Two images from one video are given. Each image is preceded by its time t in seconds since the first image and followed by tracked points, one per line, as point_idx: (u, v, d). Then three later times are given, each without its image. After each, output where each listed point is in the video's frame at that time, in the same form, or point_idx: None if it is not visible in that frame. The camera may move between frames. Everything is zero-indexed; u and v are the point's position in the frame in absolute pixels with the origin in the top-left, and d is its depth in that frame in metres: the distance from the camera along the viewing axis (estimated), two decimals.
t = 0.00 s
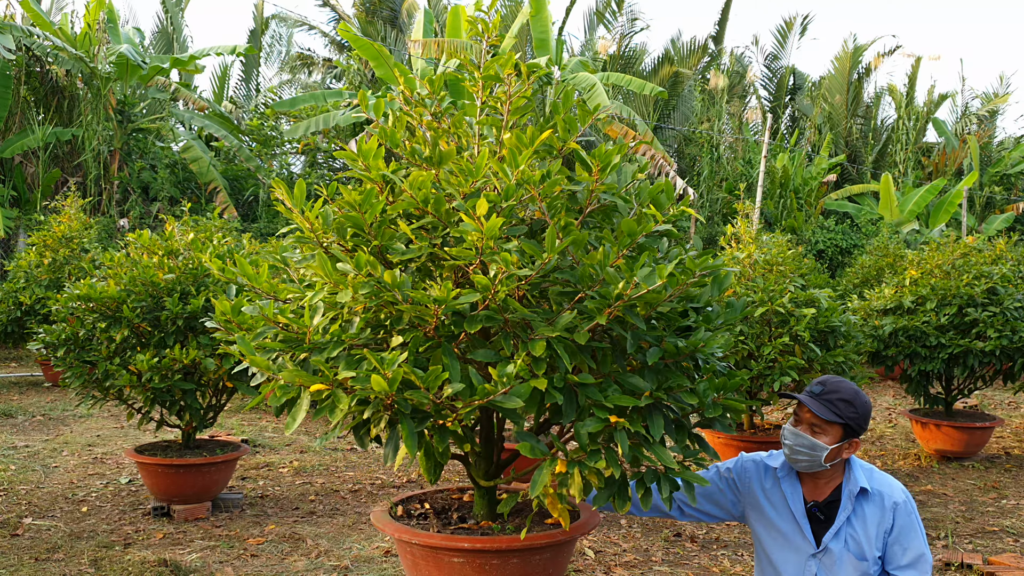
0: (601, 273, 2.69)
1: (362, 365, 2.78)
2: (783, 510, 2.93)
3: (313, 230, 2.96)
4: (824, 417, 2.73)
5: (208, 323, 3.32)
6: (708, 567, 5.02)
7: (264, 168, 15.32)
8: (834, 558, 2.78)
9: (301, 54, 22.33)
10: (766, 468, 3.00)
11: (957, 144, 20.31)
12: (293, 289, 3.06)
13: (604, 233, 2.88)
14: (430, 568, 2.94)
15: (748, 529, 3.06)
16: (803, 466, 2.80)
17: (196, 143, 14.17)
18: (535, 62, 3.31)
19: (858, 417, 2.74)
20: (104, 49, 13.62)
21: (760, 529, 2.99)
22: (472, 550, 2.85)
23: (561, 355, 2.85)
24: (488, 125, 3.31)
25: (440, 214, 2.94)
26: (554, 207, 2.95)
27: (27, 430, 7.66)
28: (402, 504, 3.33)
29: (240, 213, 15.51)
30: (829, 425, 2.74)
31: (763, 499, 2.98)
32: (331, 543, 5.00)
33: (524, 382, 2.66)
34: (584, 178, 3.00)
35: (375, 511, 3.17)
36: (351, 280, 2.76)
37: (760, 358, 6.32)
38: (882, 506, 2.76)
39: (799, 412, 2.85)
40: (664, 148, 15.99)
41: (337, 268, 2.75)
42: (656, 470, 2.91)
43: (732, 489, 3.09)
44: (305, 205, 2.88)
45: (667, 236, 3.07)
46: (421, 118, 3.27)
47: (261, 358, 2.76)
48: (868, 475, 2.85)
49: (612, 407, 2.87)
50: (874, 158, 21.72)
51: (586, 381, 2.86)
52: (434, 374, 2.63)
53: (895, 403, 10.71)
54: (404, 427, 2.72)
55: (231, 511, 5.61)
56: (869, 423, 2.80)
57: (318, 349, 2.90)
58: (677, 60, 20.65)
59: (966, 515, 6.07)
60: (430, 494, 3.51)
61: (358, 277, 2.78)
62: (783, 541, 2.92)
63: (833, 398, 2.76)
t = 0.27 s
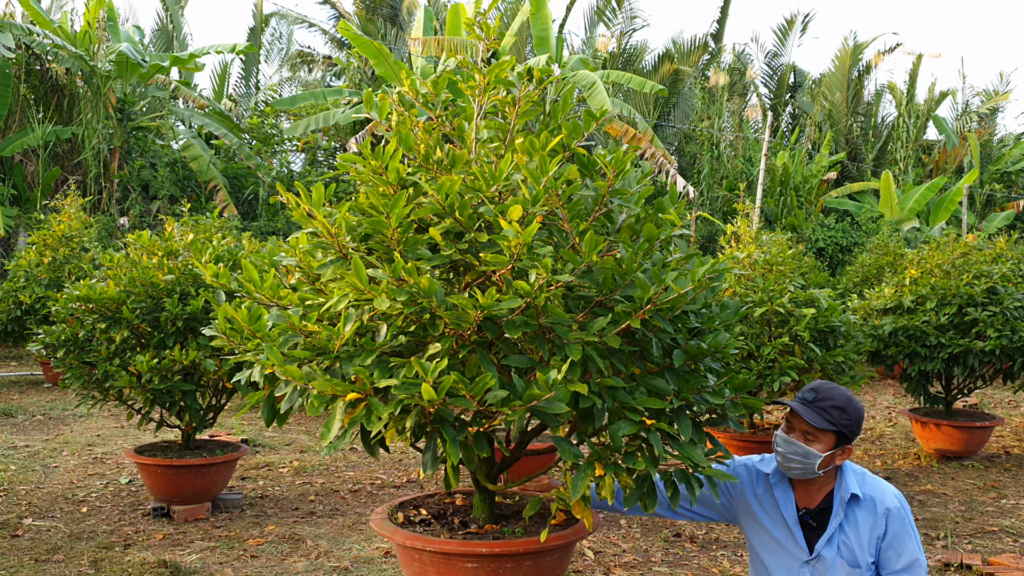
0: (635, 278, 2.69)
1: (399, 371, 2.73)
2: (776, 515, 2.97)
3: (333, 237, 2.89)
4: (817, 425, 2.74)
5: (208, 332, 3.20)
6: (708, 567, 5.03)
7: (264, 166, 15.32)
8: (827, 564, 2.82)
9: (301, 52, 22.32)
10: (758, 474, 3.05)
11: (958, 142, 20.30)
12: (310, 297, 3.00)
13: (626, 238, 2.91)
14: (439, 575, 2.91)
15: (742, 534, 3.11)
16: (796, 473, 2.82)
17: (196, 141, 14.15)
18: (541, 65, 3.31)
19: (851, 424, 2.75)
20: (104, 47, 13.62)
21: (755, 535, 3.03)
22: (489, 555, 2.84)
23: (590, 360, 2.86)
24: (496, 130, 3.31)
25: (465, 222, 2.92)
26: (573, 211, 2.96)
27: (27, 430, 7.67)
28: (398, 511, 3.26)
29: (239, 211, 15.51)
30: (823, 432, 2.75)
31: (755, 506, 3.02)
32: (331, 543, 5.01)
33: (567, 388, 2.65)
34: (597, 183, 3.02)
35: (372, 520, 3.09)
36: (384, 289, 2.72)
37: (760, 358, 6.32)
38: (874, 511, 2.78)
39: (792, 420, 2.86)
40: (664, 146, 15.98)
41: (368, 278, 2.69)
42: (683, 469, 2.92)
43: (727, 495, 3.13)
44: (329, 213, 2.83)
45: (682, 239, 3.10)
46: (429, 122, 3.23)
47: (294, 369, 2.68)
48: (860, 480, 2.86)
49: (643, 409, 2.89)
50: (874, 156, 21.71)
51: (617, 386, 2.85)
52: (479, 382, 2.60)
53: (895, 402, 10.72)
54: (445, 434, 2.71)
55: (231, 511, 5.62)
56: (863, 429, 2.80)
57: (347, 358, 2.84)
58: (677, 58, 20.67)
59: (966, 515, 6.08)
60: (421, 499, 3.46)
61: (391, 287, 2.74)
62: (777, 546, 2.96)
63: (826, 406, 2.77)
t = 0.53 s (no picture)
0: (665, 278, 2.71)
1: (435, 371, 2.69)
2: (774, 514, 2.93)
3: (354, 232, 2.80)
4: (819, 425, 2.70)
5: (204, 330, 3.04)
6: (706, 566, 4.99)
7: (262, 162, 15.26)
8: (825, 566, 2.79)
9: (300, 48, 22.24)
10: (757, 472, 3.01)
11: (959, 137, 20.24)
12: (323, 294, 2.90)
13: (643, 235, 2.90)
14: None
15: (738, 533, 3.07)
16: (796, 473, 2.78)
17: (194, 138, 14.08)
18: (544, 58, 3.30)
19: (854, 424, 2.71)
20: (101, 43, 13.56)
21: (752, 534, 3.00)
22: (500, 557, 2.78)
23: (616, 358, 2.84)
24: (501, 125, 3.27)
25: (487, 218, 2.88)
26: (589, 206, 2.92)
27: (22, 427, 7.63)
28: (391, 514, 3.15)
29: (238, 207, 15.46)
30: (825, 433, 2.71)
31: (753, 504, 2.98)
32: (326, 543, 4.97)
33: (606, 388, 2.63)
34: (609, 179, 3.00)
35: (368, 525, 2.98)
36: (417, 286, 2.65)
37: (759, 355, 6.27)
38: (875, 513, 2.76)
39: (793, 419, 2.82)
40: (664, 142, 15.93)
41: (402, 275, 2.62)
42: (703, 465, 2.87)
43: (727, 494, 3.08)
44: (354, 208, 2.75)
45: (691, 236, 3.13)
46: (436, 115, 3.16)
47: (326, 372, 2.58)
48: (860, 481, 2.84)
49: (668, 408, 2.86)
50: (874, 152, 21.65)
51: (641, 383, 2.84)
52: (526, 383, 2.58)
53: (895, 399, 10.68)
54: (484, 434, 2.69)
55: (226, 510, 5.59)
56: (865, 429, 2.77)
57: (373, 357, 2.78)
58: (677, 54, 20.63)
59: (967, 514, 6.04)
60: (410, 501, 3.37)
61: (423, 284, 2.69)
62: (774, 546, 2.93)
63: (829, 406, 2.72)
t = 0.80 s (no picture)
0: (669, 271, 2.70)
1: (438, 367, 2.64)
2: (776, 511, 2.87)
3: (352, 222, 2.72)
4: (818, 416, 2.66)
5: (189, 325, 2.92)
6: (701, 564, 4.94)
7: (259, 158, 15.21)
8: (828, 561, 2.74)
9: (298, 44, 22.15)
10: (758, 468, 2.95)
11: (959, 133, 20.18)
12: (318, 286, 2.82)
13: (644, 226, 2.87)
14: None
15: (739, 531, 3.00)
16: (797, 466, 2.73)
17: (191, 133, 14.00)
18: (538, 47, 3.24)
19: (853, 415, 2.67)
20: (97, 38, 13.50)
21: (753, 532, 2.93)
22: (494, 557, 2.73)
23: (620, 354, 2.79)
24: (492, 113, 3.22)
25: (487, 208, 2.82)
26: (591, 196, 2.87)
27: (14, 424, 7.58)
28: (376, 513, 3.08)
29: (234, 203, 15.39)
30: (824, 424, 2.66)
31: (754, 501, 2.92)
32: (317, 541, 4.91)
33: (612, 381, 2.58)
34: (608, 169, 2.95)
35: (355, 526, 2.90)
36: (420, 278, 2.59)
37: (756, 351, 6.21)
38: (878, 506, 2.73)
39: (792, 411, 2.77)
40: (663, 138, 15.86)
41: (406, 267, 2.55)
42: (705, 460, 2.81)
43: (727, 492, 3.01)
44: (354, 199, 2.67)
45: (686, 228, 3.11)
46: (429, 104, 3.09)
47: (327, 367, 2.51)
48: (862, 475, 2.80)
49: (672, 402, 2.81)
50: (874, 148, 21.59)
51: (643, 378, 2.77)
52: (535, 378, 2.53)
53: (894, 395, 10.63)
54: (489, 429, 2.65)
55: (216, 507, 5.54)
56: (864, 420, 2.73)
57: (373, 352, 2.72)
58: (676, 49, 20.58)
59: (966, 511, 5.99)
60: (394, 501, 3.30)
61: (426, 276, 2.63)
62: (777, 543, 2.87)
63: (826, 396, 2.68)
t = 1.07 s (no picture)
0: (659, 268, 2.66)
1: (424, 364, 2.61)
2: (778, 510, 2.84)
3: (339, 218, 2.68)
4: (821, 412, 2.63)
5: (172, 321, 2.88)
6: (696, 565, 4.90)
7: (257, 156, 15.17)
8: (831, 561, 2.71)
9: (298, 41, 22.11)
10: (760, 466, 2.91)
11: (959, 131, 20.12)
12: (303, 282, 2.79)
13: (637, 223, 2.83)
14: None
15: (740, 532, 2.95)
16: (799, 464, 2.70)
17: (188, 131, 13.94)
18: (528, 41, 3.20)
19: (856, 412, 2.64)
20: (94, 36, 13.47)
21: (754, 532, 2.88)
22: (485, 558, 2.69)
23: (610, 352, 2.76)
24: (483, 107, 3.18)
25: (476, 205, 2.79)
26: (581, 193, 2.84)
27: (8, 422, 7.55)
28: (364, 514, 3.05)
29: (232, 201, 15.35)
30: (827, 420, 2.63)
31: (756, 500, 2.88)
32: (309, 540, 4.88)
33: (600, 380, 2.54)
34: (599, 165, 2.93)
35: (343, 528, 2.86)
36: (407, 275, 2.55)
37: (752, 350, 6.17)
38: (882, 506, 2.71)
39: (795, 408, 2.74)
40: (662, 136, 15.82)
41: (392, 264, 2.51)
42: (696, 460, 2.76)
43: (729, 493, 2.97)
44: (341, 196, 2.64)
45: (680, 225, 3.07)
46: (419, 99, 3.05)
47: (311, 364, 2.48)
48: (866, 474, 2.78)
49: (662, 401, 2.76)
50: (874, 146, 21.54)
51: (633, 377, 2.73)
52: (522, 377, 2.49)
53: (893, 394, 10.59)
54: (476, 430, 2.60)
55: (208, 506, 5.51)
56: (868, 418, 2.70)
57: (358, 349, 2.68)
58: (676, 46, 20.52)
59: (963, 510, 5.95)
60: (380, 501, 3.27)
61: (413, 273, 2.60)
62: (778, 543, 2.82)
63: (829, 393, 2.65)
